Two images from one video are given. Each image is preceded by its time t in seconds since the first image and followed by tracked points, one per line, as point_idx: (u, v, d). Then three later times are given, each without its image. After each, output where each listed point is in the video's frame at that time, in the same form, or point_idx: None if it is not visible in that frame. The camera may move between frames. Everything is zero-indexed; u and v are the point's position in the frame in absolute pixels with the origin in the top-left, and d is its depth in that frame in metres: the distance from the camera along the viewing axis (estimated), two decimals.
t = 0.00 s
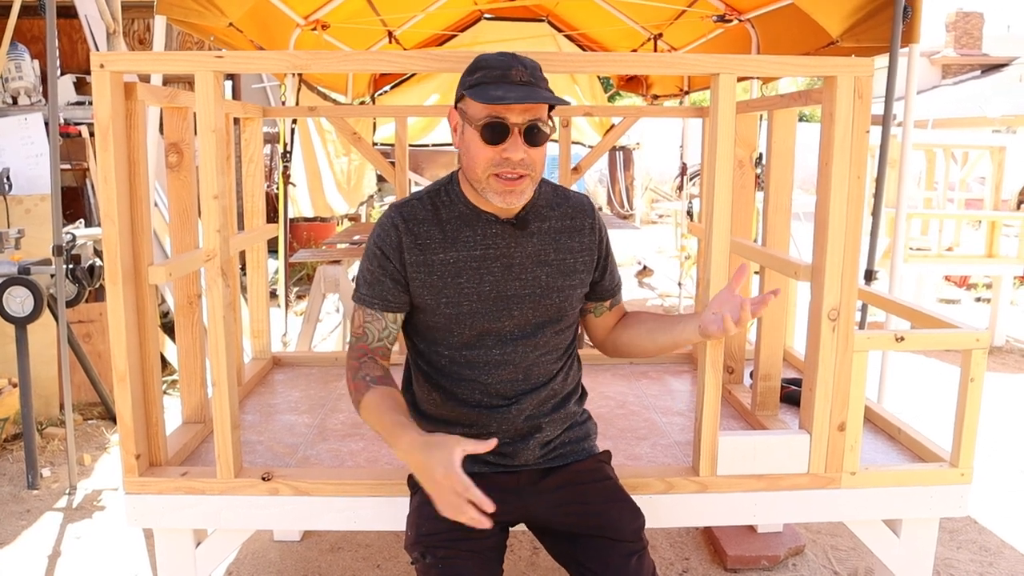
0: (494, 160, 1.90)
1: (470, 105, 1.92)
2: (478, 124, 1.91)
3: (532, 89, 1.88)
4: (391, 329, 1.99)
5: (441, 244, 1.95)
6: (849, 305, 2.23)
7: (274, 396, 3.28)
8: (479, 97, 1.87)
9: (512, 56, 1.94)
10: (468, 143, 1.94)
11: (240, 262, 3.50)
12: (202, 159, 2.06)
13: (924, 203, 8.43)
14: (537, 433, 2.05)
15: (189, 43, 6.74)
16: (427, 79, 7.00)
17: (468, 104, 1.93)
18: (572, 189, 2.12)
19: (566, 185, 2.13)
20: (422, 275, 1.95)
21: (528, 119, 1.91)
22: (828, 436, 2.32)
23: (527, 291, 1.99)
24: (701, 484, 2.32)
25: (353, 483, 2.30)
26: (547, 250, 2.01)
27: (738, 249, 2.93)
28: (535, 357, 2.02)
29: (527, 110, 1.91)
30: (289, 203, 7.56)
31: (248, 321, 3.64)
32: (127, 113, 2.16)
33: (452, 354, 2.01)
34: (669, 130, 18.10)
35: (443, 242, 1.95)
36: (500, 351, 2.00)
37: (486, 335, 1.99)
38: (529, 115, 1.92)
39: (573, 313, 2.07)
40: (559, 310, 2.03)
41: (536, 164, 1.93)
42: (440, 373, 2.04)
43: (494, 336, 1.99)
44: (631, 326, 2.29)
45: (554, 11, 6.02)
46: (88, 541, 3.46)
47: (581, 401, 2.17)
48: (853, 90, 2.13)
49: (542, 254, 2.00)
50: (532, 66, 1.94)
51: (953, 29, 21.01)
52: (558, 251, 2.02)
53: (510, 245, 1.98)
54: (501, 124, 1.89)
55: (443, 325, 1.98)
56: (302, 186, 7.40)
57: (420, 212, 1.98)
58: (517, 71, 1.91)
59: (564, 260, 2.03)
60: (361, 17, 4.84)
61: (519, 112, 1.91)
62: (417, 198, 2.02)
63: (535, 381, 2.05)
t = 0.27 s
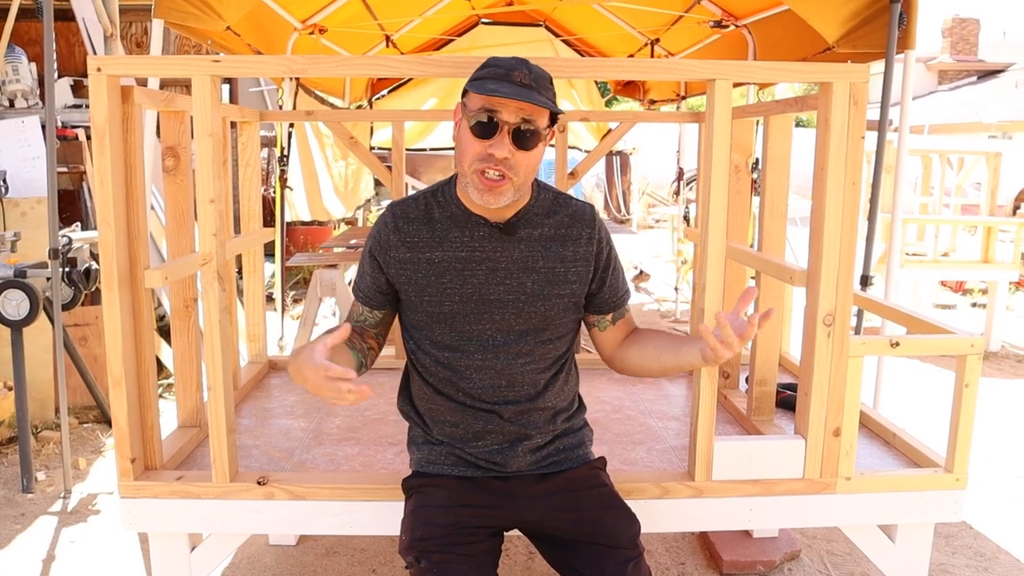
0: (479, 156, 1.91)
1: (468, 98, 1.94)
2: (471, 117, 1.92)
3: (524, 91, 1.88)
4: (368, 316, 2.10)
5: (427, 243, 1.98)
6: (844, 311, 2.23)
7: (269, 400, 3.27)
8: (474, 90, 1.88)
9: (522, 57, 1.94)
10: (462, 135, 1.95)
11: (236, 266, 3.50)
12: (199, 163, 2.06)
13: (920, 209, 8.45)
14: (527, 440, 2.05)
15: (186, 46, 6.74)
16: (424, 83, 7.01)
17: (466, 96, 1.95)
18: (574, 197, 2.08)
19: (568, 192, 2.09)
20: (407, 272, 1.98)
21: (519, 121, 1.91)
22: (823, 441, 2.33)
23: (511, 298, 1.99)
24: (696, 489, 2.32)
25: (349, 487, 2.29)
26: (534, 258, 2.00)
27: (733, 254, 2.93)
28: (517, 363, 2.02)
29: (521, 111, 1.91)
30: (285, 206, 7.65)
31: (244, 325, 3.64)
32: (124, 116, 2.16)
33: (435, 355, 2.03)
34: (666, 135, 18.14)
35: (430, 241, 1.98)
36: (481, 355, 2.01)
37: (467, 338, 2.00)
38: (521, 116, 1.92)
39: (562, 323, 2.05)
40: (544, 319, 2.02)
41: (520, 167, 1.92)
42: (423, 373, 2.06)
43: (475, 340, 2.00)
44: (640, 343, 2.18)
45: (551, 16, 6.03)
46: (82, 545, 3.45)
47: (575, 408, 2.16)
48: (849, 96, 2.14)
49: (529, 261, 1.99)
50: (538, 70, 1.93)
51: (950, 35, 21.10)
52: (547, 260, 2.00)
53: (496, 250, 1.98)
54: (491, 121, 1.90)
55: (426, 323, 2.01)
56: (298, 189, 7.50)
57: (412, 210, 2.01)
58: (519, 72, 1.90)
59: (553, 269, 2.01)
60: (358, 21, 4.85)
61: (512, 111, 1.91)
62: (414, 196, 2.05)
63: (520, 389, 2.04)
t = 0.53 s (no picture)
0: (470, 161, 1.92)
1: (459, 104, 1.94)
2: (461, 123, 1.92)
3: (515, 98, 1.88)
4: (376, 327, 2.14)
5: (426, 248, 1.98)
6: (840, 317, 2.24)
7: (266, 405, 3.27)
8: (465, 96, 1.89)
9: (515, 66, 1.96)
10: (453, 141, 1.96)
11: (233, 270, 3.50)
12: (196, 168, 2.07)
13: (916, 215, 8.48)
14: (524, 444, 2.05)
15: (184, 51, 6.74)
16: (422, 88, 7.01)
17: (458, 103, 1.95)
18: (573, 204, 2.08)
19: (568, 199, 2.09)
20: (406, 276, 1.99)
21: (510, 127, 1.92)
22: (819, 447, 2.33)
23: (509, 302, 1.99)
24: (692, 494, 2.33)
25: (345, 493, 2.29)
26: (532, 263, 2.00)
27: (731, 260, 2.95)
28: (515, 368, 2.02)
29: (512, 119, 1.92)
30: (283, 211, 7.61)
31: (241, 330, 3.64)
32: (121, 121, 2.16)
33: (433, 358, 2.04)
34: (663, 142, 18.18)
35: (429, 246, 1.98)
36: (479, 359, 2.01)
37: (466, 342, 2.01)
38: (512, 123, 1.92)
39: (559, 328, 2.05)
40: (542, 324, 2.02)
41: (510, 174, 1.92)
42: (421, 376, 2.07)
43: (473, 344, 2.01)
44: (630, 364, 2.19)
45: (549, 22, 6.06)
46: (77, 550, 3.44)
47: (572, 412, 2.17)
48: (845, 104, 2.15)
49: (527, 266, 1.99)
50: (531, 78, 1.93)
51: (945, 42, 21.19)
52: (545, 266, 2.00)
53: (495, 255, 1.98)
54: (483, 127, 1.91)
55: (424, 327, 2.02)
56: (296, 195, 7.45)
57: (411, 215, 2.01)
58: (511, 80, 1.90)
59: (551, 275, 2.01)
60: (356, 27, 4.86)
61: (503, 118, 1.92)
62: (414, 201, 2.05)
63: (517, 393, 2.04)
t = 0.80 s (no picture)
0: (469, 165, 1.92)
1: (454, 109, 1.94)
2: (457, 127, 1.92)
3: (509, 98, 1.88)
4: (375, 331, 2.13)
5: (425, 252, 1.98)
6: (839, 320, 2.24)
7: (264, 408, 3.26)
8: (459, 100, 1.89)
9: (505, 66, 1.95)
10: (451, 146, 1.96)
11: (231, 273, 3.49)
12: (195, 171, 2.07)
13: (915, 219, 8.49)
14: (523, 447, 2.05)
15: (183, 53, 6.74)
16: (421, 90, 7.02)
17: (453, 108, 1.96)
18: (571, 205, 2.08)
19: (565, 201, 2.09)
20: (406, 280, 1.99)
21: (506, 128, 1.92)
22: (818, 450, 2.33)
23: (509, 304, 1.99)
24: (691, 497, 2.32)
25: (343, 496, 2.29)
26: (532, 265, 2.00)
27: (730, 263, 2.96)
28: (515, 370, 2.02)
29: (508, 119, 1.92)
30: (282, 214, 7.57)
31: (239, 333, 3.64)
32: (119, 124, 2.16)
33: (434, 361, 2.04)
34: (662, 145, 18.21)
35: (428, 250, 1.98)
36: (480, 361, 2.01)
37: (467, 345, 2.01)
38: (508, 123, 1.92)
39: (559, 330, 2.05)
40: (542, 325, 2.02)
41: (510, 173, 1.92)
42: (422, 379, 2.07)
43: (474, 346, 2.01)
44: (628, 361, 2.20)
45: (548, 25, 6.07)
46: (74, 554, 3.43)
47: (571, 415, 2.17)
48: (844, 107, 2.15)
49: (527, 268, 2.00)
50: (523, 78, 1.93)
51: (943, 46, 21.23)
52: (544, 267, 2.01)
53: (495, 257, 1.98)
54: (478, 130, 1.91)
55: (425, 331, 2.01)
56: (294, 198, 7.40)
57: (410, 219, 2.01)
58: (503, 81, 1.90)
59: (550, 276, 2.01)
60: (355, 29, 4.86)
61: (498, 119, 1.92)
62: (411, 205, 2.05)
63: (518, 395, 2.04)
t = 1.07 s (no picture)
0: (452, 167, 1.92)
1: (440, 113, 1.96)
2: (441, 130, 1.93)
3: (485, 98, 1.87)
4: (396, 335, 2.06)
5: (427, 252, 1.98)
6: (838, 322, 2.24)
7: (264, 409, 3.26)
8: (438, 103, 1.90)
9: (492, 69, 1.95)
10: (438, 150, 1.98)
11: (231, 274, 3.49)
12: (194, 172, 2.07)
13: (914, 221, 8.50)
14: (523, 449, 2.06)
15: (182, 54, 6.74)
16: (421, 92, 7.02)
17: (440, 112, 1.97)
18: (571, 207, 2.08)
19: (565, 202, 2.09)
20: (408, 281, 1.98)
21: (486, 128, 1.90)
22: (818, 452, 2.33)
23: (510, 305, 1.99)
24: (691, 500, 2.32)
25: (342, 498, 2.28)
26: (532, 266, 2.00)
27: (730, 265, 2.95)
28: (515, 370, 2.02)
29: (488, 120, 1.91)
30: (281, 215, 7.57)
31: (239, 335, 3.63)
32: (118, 125, 2.16)
33: (435, 362, 2.04)
34: (661, 147, 18.22)
35: (430, 250, 1.98)
36: (481, 362, 2.01)
37: (468, 346, 2.00)
38: (488, 124, 1.91)
39: (559, 331, 2.05)
40: (542, 326, 2.02)
41: (492, 174, 1.91)
42: (423, 379, 2.07)
43: (475, 347, 2.01)
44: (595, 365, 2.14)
45: (548, 27, 6.07)
46: (73, 556, 3.42)
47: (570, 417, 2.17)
48: (844, 109, 2.15)
49: (528, 269, 1.99)
50: (506, 78, 1.92)
51: (942, 49, 21.26)
52: (544, 269, 2.01)
53: (495, 258, 1.98)
54: (460, 132, 1.91)
55: (426, 332, 2.01)
56: (294, 200, 7.38)
57: (411, 220, 2.00)
58: (482, 82, 1.90)
59: (550, 277, 2.01)
60: (355, 31, 4.86)
61: (479, 120, 1.91)
62: (412, 206, 2.05)
63: (518, 396, 2.04)
